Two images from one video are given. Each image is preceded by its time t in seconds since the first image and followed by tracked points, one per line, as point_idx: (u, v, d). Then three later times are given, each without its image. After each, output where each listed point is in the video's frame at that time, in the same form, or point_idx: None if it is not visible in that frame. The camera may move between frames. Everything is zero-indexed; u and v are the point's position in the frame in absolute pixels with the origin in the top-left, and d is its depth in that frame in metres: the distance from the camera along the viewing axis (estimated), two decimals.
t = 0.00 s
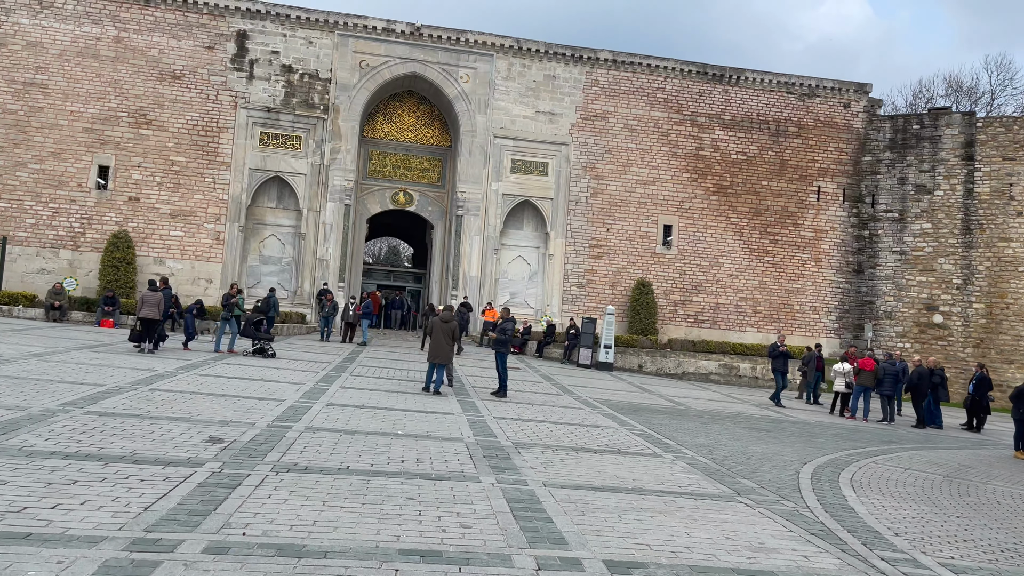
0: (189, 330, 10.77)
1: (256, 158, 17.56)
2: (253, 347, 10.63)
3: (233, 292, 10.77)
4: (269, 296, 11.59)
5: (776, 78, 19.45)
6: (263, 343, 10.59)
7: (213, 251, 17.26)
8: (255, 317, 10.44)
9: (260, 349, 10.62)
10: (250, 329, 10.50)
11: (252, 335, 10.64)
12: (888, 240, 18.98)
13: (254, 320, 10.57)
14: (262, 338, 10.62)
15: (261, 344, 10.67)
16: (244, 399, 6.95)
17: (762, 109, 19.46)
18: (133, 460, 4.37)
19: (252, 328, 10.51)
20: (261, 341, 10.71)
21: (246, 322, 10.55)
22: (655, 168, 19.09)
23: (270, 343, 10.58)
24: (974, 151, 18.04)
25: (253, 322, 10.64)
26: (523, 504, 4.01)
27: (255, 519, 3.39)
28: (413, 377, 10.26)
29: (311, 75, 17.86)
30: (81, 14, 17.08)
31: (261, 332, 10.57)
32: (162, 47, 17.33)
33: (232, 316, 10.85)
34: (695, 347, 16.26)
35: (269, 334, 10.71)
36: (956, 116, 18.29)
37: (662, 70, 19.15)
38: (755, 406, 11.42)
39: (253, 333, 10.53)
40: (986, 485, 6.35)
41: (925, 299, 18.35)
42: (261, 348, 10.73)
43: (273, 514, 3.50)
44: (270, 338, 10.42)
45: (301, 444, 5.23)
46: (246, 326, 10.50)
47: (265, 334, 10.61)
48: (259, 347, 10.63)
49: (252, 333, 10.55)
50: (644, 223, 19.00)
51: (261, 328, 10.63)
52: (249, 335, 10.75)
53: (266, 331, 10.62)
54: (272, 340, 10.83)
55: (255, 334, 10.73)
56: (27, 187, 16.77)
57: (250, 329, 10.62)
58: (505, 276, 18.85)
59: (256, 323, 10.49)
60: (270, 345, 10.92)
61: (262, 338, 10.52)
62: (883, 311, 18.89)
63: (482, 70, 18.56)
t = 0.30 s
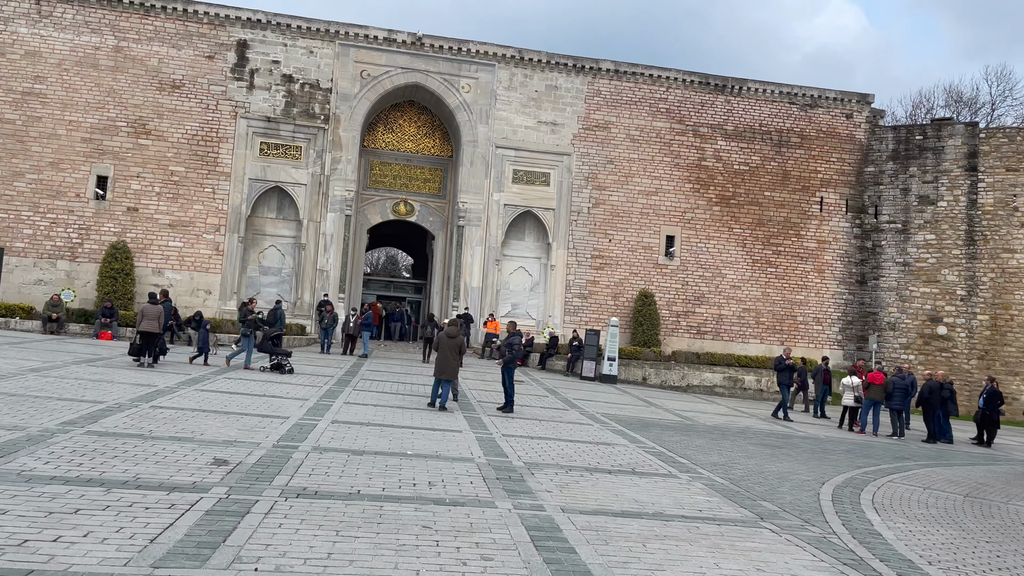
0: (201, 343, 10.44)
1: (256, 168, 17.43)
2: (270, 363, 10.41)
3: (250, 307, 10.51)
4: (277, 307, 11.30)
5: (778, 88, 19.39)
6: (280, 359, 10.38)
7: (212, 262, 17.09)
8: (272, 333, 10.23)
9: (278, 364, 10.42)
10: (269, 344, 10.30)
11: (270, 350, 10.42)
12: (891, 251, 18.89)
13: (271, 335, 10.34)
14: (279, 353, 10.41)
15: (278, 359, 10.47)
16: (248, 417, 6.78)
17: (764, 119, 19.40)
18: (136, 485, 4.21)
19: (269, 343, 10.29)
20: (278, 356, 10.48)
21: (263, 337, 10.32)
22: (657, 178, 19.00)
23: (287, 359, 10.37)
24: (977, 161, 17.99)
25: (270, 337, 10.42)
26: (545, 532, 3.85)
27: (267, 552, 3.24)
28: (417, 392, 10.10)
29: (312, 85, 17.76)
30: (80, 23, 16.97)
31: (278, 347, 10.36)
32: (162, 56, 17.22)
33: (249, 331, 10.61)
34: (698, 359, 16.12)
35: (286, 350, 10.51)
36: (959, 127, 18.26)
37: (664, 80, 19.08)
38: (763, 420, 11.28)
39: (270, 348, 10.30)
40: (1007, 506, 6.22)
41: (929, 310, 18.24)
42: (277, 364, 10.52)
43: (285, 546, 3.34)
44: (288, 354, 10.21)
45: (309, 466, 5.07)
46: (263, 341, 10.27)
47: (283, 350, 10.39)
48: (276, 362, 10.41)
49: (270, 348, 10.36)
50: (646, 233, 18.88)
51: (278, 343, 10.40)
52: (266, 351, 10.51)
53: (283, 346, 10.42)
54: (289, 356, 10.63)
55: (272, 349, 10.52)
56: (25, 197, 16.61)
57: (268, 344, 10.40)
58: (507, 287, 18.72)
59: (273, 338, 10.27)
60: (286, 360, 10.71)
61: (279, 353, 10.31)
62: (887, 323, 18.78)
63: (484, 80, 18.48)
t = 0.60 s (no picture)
0: (214, 362, 10.22)
1: (255, 182, 17.32)
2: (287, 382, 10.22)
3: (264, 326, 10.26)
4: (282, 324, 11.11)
5: (779, 102, 19.37)
6: (298, 378, 10.18)
7: (210, 276, 16.94)
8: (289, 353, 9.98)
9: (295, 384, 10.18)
10: (285, 363, 10.06)
11: (286, 369, 10.19)
12: (893, 266, 18.82)
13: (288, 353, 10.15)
14: (296, 373, 10.19)
15: (295, 379, 10.25)
16: (248, 438, 6.62)
17: (764, 133, 19.37)
18: (136, 513, 4.05)
19: (286, 362, 10.09)
20: (295, 376, 10.29)
21: (280, 356, 10.12)
22: (658, 192, 18.94)
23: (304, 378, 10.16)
24: (978, 176, 17.99)
25: (287, 356, 10.22)
26: (561, 563, 3.70)
27: None
28: (419, 409, 9.94)
29: (311, 98, 17.69)
30: (79, 36, 16.89)
31: (295, 367, 10.16)
32: (161, 69, 17.14)
33: (266, 351, 10.43)
34: (701, 375, 15.99)
35: (303, 369, 10.25)
36: (960, 141, 18.27)
37: (665, 94, 19.06)
38: (769, 438, 11.14)
39: (287, 367, 10.10)
40: None
41: (931, 325, 18.15)
42: (295, 383, 10.30)
43: None
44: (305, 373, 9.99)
45: (313, 491, 4.91)
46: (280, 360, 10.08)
47: (301, 370, 10.19)
48: (293, 382, 10.20)
49: (286, 367, 10.12)
50: (647, 247, 18.80)
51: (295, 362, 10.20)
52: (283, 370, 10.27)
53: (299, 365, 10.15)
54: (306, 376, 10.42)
55: (289, 368, 10.33)
56: (21, 211, 16.46)
57: (285, 363, 10.16)
58: (506, 302, 18.59)
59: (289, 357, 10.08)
60: (303, 379, 10.50)
61: (296, 372, 10.08)
62: (889, 337, 18.68)
63: (484, 93, 18.44)
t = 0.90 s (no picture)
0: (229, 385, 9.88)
1: (254, 199, 17.19)
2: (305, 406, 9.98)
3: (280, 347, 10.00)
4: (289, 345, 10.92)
5: (779, 120, 19.37)
6: (315, 401, 9.97)
7: (208, 294, 16.77)
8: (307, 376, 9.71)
9: (313, 407, 9.93)
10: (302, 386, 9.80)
11: (304, 392, 9.94)
12: (894, 284, 18.74)
13: (305, 377, 9.87)
14: (314, 396, 9.94)
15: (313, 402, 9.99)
16: (250, 463, 6.44)
17: (765, 151, 19.35)
18: (136, 546, 3.88)
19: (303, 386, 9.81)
20: (313, 399, 10.07)
21: (297, 379, 9.84)
22: (658, 210, 18.87)
23: (322, 400, 9.96)
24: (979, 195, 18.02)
25: (304, 378, 9.96)
26: None
27: None
28: (421, 430, 9.75)
29: (311, 115, 17.62)
30: (78, 53, 16.81)
31: (313, 390, 9.90)
32: (160, 86, 17.07)
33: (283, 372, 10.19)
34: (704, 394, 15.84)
35: (320, 391, 10.01)
36: (960, 160, 18.32)
37: (665, 112, 19.05)
38: (775, 459, 10.97)
39: (305, 391, 9.85)
40: None
41: (934, 343, 18.07)
42: (313, 406, 10.05)
43: None
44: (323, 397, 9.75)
45: (320, 520, 4.75)
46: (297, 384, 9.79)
47: (318, 392, 9.95)
48: (310, 404, 9.98)
49: (304, 390, 9.87)
50: (648, 265, 18.70)
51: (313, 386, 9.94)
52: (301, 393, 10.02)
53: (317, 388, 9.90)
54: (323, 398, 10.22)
55: (306, 391, 10.08)
56: (17, 228, 16.29)
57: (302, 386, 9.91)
58: (507, 320, 18.44)
59: (307, 381, 9.80)
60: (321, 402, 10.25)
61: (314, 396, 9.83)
62: (891, 356, 18.56)
63: (484, 111, 18.40)
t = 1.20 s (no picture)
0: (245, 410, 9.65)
1: (252, 219, 17.07)
2: (323, 431, 9.79)
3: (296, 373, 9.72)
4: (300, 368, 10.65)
5: (779, 140, 19.37)
6: (333, 427, 9.78)
7: (205, 314, 16.58)
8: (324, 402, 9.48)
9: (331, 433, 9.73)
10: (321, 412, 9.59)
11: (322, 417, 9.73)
12: (896, 304, 18.67)
13: (323, 402, 9.66)
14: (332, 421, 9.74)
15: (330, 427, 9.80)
16: (250, 490, 6.25)
17: (765, 171, 19.33)
18: None
19: (321, 411, 9.60)
20: (331, 424, 9.88)
21: (315, 405, 9.61)
22: (658, 230, 18.80)
23: (340, 425, 9.77)
24: (980, 215, 18.03)
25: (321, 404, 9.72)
26: None
27: None
28: (423, 454, 9.55)
29: (310, 135, 17.56)
30: (76, 72, 16.74)
31: (331, 416, 9.68)
32: (158, 105, 16.98)
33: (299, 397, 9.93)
34: (707, 416, 15.66)
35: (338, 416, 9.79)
36: (960, 180, 18.34)
37: (665, 132, 19.04)
38: (783, 483, 10.79)
39: (323, 417, 9.63)
40: None
41: (936, 364, 17.96)
42: (329, 431, 9.84)
43: None
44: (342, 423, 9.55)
45: (325, 552, 4.57)
46: (315, 409, 9.57)
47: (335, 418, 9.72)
48: (328, 429, 9.79)
49: (322, 416, 9.65)
50: (648, 284, 18.60)
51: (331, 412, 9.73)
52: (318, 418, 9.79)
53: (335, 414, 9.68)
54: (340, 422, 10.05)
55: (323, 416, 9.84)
56: (12, 248, 16.10)
57: (319, 411, 9.70)
58: (506, 340, 18.28)
59: (325, 407, 9.58)
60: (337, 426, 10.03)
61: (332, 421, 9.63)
62: (893, 377, 18.44)
63: (484, 131, 18.35)
